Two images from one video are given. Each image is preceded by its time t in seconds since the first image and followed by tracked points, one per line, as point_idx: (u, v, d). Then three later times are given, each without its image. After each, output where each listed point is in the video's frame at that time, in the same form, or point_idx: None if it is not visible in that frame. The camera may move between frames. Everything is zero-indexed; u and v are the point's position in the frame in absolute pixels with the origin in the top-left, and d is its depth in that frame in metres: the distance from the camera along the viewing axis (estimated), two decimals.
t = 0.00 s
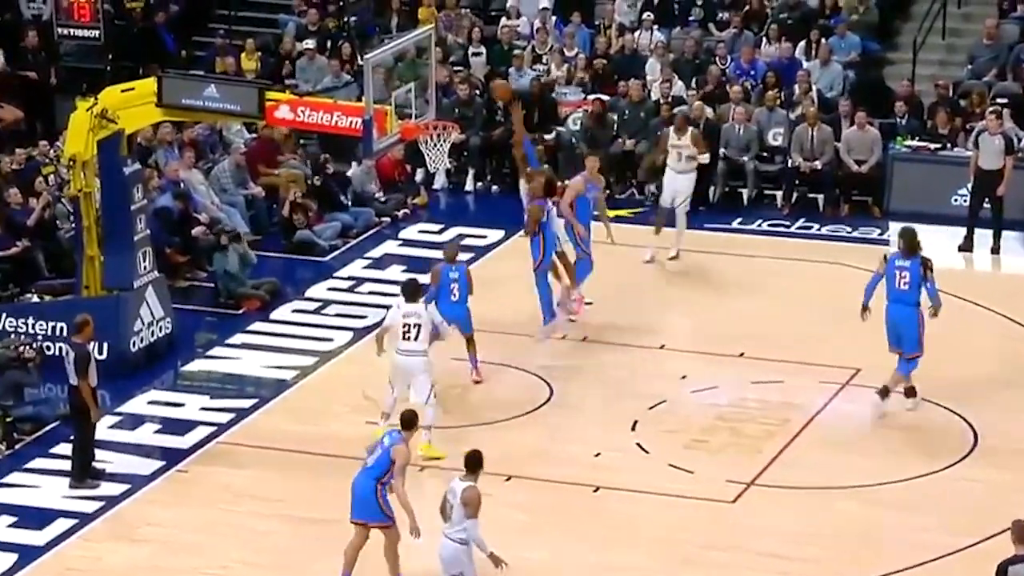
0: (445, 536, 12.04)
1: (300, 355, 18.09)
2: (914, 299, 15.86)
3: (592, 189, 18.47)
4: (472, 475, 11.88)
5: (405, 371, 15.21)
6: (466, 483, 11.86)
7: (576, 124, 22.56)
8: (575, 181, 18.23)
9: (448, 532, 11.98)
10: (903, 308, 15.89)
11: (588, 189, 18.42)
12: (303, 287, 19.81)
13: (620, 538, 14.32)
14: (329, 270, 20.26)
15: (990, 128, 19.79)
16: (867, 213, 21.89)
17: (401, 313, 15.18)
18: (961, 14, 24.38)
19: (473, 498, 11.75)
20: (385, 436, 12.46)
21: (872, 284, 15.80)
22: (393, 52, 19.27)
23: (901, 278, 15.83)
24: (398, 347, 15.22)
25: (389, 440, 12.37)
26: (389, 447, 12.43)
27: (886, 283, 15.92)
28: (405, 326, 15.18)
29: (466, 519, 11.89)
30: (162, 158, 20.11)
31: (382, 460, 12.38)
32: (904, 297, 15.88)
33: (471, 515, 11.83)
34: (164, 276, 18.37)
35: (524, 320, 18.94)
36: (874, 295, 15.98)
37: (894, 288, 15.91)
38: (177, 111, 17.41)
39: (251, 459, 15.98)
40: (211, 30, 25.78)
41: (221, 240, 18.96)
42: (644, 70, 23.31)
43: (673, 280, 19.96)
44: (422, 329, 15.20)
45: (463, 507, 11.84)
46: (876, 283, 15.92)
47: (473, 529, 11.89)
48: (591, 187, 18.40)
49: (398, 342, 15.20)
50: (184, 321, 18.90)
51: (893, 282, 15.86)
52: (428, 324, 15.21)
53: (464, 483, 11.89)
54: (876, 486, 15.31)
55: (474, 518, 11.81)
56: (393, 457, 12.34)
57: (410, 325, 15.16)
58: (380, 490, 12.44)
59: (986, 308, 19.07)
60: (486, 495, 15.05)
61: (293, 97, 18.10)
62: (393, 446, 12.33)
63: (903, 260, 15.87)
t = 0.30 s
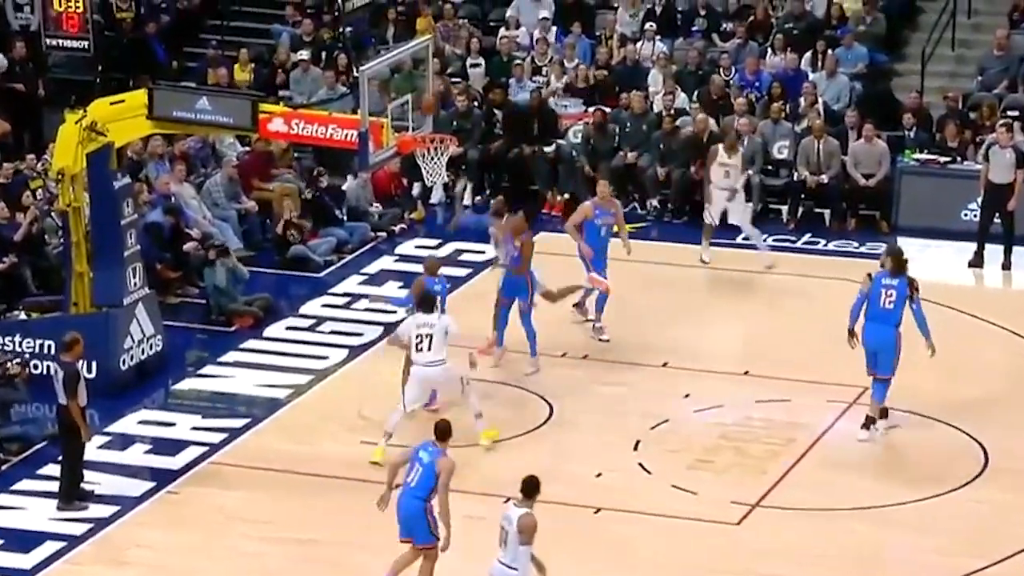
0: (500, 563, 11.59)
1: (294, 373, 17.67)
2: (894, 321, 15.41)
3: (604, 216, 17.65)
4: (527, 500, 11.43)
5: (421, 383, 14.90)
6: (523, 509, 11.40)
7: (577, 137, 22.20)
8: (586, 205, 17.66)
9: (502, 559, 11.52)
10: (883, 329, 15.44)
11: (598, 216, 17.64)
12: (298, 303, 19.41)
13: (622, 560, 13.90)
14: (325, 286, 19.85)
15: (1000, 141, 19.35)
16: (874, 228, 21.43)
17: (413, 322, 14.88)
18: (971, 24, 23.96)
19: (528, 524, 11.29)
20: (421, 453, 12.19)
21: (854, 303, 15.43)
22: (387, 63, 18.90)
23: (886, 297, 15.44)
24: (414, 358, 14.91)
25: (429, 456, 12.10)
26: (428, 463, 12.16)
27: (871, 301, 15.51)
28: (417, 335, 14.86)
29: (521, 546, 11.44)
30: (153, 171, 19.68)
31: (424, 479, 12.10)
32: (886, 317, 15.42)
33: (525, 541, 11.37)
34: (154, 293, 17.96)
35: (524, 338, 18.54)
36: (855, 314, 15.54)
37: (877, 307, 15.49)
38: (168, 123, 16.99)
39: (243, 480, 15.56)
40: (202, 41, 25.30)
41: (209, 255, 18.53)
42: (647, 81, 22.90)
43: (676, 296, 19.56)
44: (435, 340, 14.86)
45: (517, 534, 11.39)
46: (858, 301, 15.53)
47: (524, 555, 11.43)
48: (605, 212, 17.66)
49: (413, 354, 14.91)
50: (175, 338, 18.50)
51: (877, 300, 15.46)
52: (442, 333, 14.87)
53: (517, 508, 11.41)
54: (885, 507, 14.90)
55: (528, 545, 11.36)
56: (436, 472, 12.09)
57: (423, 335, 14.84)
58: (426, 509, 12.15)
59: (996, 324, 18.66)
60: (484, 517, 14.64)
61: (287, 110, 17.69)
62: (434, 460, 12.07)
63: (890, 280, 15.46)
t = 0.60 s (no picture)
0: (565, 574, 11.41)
1: (289, 384, 17.27)
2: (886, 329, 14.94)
3: (615, 223, 16.96)
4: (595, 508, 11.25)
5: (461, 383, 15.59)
6: (588, 518, 11.22)
7: (579, 141, 21.72)
8: (596, 211, 17.01)
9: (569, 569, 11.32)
10: (877, 337, 14.95)
11: (610, 223, 16.96)
12: (293, 312, 19.01)
13: None
14: (320, 295, 19.45)
15: (1012, 145, 18.92)
16: (883, 233, 21.00)
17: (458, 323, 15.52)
18: (982, 26, 23.53)
19: (598, 534, 11.10)
20: (459, 458, 12.08)
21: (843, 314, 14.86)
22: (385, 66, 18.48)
23: (877, 305, 14.90)
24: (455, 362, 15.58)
25: (471, 459, 12.02)
26: (469, 467, 12.06)
27: (860, 309, 14.97)
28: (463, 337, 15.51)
29: (590, 556, 11.26)
30: (144, 177, 19.27)
31: (469, 484, 12.04)
32: (878, 325, 14.93)
33: (595, 551, 11.19)
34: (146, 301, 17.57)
35: (524, 348, 18.13)
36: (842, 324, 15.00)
37: (867, 316, 14.96)
38: (160, 128, 16.64)
39: (237, 493, 15.16)
40: (196, 43, 24.86)
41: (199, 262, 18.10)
42: (650, 84, 22.49)
43: (680, 304, 19.15)
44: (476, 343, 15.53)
45: (587, 544, 11.20)
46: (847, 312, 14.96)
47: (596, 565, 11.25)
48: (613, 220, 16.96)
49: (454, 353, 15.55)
50: (167, 348, 18.10)
51: (868, 309, 14.93)
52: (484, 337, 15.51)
53: (584, 517, 11.23)
54: (894, 521, 14.49)
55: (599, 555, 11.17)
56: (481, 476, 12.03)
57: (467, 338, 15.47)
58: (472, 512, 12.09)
59: (1006, 333, 18.26)
60: (483, 532, 14.24)
61: (281, 114, 17.66)
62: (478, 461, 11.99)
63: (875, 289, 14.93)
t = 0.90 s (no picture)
0: None
1: (283, 390, 16.89)
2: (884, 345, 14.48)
3: (635, 239, 16.31)
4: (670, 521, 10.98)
5: (481, 308, 16.07)
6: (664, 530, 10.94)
7: (579, 140, 21.41)
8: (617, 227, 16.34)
9: None
10: (875, 354, 14.49)
11: (629, 240, 16.32)
12: (287, 316, 18.62)
13: None
14: (315, 298, 19.07)
15: None
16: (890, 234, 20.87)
17: (474, 252, 15.92)
18: (994, 23, 23.12)
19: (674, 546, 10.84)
20: (499, 453, 11.94)
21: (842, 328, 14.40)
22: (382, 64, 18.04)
23: (875, 320, 14.47)
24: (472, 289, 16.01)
25: (509, 453, 11.88)
26: (508, 462, 11.92)
27: (857, 325, 14.52)
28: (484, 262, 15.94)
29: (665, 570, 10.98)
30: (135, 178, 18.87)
31: (512, 478, 11.90)
32: (876, 341, 14.48)
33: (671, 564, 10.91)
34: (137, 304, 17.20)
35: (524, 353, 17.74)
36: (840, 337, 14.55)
37: (865, 331, 14.51)
38: (151, 127, 16.22)
39: (230, 501, 14.77)
40: (188, 41, 24.52)
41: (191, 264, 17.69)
42: (653, 83, 22.10)
43: (683, 308, 18.77)
44: (497, 271, 15.97)
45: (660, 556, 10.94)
46: (845, 326, 14.50)
47: None
48: (635, 235, 16.31)
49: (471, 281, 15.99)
50: (159, 353, 17.72)
51: (866, 324, 14.47)
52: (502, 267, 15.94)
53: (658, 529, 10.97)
54: (904, 530, 14.10)
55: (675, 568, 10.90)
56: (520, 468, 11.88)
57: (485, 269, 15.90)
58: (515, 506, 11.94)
59: (1017, 337, 17.88)
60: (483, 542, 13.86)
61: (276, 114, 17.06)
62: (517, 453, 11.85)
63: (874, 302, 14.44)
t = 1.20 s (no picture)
0: None
1: (277, 395, 16.51)
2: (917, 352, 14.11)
3: (660, 245, 15.60)
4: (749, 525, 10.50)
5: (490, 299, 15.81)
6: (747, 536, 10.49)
7: (580, 140, 21.07)
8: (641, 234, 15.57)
9: None
10: (906, 360, 14.13)
11: (654, 246, 15.59)
12: (281, 319, 18.24)
13: None
14: (310, 301, 18.69)
15: None
16: (900, 236, 20.49)
17: (490, 235, 15.62)
18: (1005, 18, 22.71)
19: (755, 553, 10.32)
20: (551, 476, 11.24)
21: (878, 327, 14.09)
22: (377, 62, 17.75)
23: (907, 324, 14.11)
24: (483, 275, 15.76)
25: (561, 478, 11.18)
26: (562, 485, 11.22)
27: (889, 326, 14.17)
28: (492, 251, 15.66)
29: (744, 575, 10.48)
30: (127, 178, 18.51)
31: (562, 503, 11.23)
32: (908, 346, 14.11)
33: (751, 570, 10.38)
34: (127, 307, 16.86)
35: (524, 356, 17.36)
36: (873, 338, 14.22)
37: (897, 334, 14.16)
38: (143, 125, 15.85)
39: (222, 508, 14.38)
40: (180, 37, 24.13)
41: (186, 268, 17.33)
42: (656, 80, 21.71)
43: (686, 311, 18.41)
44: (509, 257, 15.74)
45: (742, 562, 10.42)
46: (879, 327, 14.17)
47: None
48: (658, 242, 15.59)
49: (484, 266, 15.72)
50: (151, 357, 17.35)
51: (897, 327, 14.12)
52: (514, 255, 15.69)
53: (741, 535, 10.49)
54: (913, 538, 13.73)
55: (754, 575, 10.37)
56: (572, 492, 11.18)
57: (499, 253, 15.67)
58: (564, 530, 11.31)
59: None
60: (481, 551, 13.48)
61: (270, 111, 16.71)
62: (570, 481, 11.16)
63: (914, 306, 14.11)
